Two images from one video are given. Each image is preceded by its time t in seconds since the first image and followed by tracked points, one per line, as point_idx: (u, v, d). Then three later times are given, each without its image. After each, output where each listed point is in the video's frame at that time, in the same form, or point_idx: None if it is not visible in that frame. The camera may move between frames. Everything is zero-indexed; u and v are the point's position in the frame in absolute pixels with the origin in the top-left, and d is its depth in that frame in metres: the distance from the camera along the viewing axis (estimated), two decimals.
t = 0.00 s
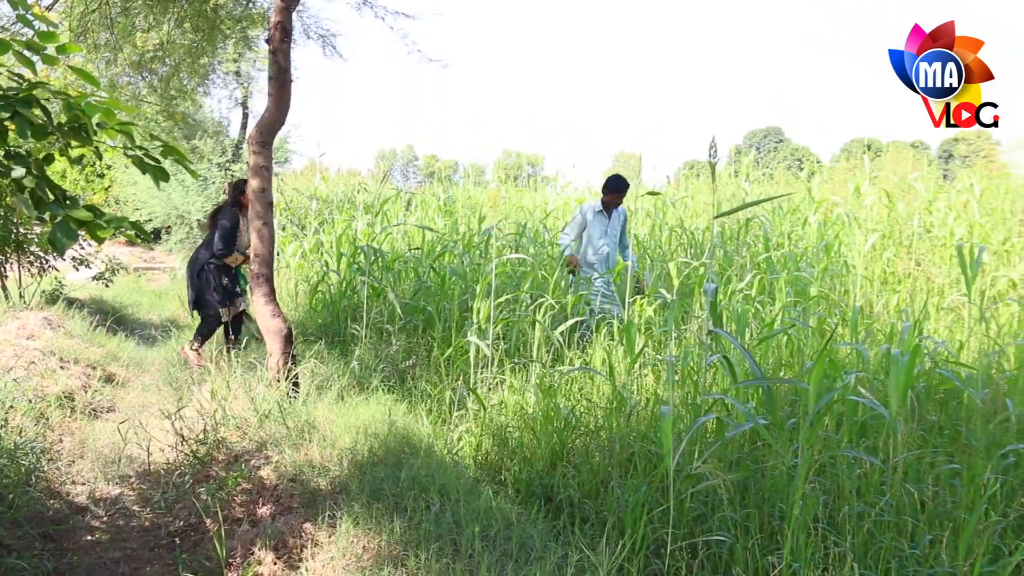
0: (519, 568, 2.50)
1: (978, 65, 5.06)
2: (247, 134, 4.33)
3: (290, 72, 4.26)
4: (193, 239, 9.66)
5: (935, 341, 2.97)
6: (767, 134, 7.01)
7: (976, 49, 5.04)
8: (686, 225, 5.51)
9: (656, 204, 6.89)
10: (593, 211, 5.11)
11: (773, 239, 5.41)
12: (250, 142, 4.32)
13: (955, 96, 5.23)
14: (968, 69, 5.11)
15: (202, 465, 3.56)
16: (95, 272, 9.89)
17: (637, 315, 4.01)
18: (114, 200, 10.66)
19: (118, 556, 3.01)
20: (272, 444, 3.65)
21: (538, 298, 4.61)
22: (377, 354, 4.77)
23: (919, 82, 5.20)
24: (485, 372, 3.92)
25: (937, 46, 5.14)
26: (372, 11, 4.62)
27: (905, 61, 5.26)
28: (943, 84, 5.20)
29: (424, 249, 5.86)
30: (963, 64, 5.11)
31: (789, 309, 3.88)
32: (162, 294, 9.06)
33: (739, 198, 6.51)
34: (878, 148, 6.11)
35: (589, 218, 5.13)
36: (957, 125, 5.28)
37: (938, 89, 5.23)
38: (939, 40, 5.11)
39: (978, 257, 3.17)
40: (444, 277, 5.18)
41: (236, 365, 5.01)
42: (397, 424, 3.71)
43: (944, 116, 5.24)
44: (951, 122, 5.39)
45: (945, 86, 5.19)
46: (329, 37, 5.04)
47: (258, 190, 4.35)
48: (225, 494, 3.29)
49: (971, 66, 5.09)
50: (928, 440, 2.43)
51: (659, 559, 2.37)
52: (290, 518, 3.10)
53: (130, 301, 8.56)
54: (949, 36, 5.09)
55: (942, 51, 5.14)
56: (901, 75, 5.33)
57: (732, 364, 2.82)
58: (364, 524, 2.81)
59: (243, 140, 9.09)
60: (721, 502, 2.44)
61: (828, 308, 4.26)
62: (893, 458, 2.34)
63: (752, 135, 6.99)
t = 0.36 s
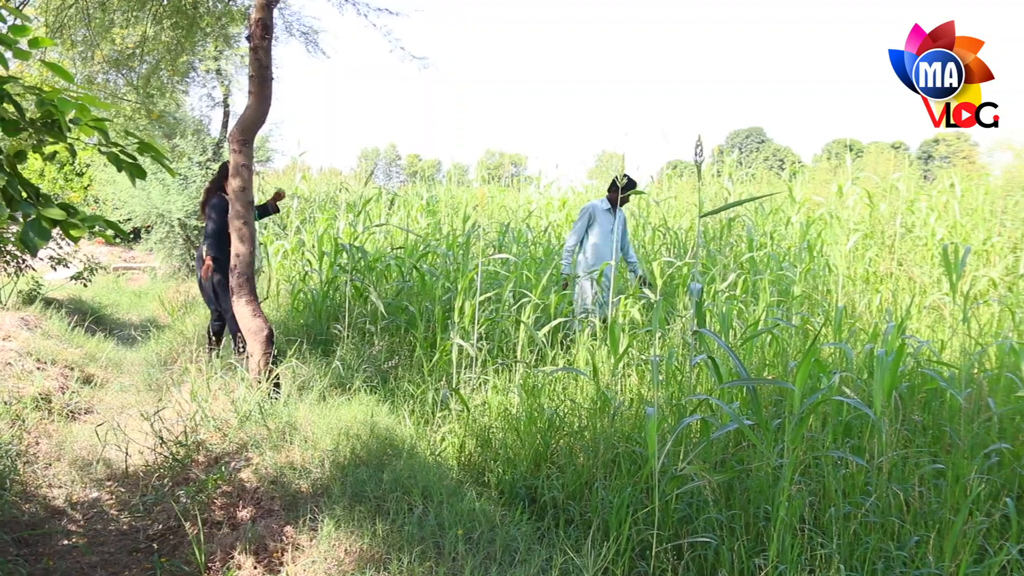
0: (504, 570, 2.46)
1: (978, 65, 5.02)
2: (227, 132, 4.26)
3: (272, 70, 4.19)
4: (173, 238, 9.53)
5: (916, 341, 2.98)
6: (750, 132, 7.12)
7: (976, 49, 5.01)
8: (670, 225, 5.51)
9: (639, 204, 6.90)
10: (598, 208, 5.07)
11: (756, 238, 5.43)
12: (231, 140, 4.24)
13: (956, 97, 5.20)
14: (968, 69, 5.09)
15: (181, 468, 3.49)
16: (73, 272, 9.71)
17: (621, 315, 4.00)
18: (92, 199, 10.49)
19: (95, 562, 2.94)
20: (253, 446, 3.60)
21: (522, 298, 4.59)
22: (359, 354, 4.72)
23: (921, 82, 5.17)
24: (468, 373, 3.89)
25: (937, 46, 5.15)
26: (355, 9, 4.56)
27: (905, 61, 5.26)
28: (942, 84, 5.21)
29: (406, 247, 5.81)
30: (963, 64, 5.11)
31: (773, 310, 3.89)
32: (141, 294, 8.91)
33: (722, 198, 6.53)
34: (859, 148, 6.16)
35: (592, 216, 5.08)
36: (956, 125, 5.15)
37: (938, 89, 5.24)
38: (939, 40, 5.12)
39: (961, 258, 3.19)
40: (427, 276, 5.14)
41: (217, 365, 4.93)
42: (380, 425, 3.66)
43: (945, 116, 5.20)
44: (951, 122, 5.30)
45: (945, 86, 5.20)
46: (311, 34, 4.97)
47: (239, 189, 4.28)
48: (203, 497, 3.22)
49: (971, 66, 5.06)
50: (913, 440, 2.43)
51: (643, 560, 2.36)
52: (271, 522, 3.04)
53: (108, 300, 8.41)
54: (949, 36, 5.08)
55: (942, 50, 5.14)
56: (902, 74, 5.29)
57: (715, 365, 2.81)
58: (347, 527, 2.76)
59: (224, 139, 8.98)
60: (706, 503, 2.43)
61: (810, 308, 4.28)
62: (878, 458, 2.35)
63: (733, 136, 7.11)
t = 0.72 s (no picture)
0: None
1: (978, 65, 4.72)
2: (209, 137, 4.20)
3: (255, 74, 4.14)
4: (155, 244, 9.41)
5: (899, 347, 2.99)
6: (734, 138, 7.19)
7: (976, 48, 4.74)
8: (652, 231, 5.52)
9: (624, 211, 6.91)
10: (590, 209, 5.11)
11: (741, 245, 5.45)
12: (213, 144, 4.18)
13: (957, 97, 4.95)
14: (968, 69, 4.81)
15: (160, 477, 3.43)
16: (53, 278, 9.56)
17: (606, 322, 3.99)
18: (73, 203, 10.34)
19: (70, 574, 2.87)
20: (234, 454, 3.54)
21: (506, 304, 4.56)
22: (342, 361, 4.66)
23: (920, 83, 4.96)
24: (452, 380, 3.85)
25: (936, 46, 5.03)
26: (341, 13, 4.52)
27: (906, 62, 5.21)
28: (943, 84, 5.00)
29: (390, 253, 5.77)
30: (963, 64, 4.86)
31: (757, 317, 3.89)
32: (122, 300, 8.78)
33: (706, 204, 6.55)
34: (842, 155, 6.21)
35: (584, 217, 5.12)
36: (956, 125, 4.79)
37: (938, 89, 5.03)
38: (939, 40, 5.06)
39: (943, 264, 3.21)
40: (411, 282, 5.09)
41: (198, 372, 4.86)
42: (362, 432, 3.61)
43: (945, 116, 4.92)
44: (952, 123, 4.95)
45: (946, 86, 4.99)
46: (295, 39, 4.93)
47: (221, 194, 4.22)
48: (183, 506, 3.15)
49: (971, 66, 4.78)
50: (898, 447, 2.43)
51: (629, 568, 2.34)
52: (252, 531, 2.99)
53: (89, 306, 8.28)
54: (948, 36, 4.95)
55: (942, 51, 4.99)
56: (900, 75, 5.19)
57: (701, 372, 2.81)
58: (329, 536, 2.72)
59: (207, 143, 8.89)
60: (693, 511, 2.41)
61: (795, 314, 4.29)
62: (864, 464, 2.35)
63: (716, 146, 7.17)
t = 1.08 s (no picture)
0: None
1: (978, 65, 4.62)
2: (198, 134, 4.16)
3: (245, 71, 4.10)
4: (143, 242, 9.31)
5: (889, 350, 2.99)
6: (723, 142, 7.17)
7: (975, 48, 4.63)
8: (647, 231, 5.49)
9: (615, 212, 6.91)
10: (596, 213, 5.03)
11: (731, 247, 5.46)
12: (201, 141, 4.14)
13: (957, 97, 4.82)
14: (968, 69, 4.71)
15: (146, 476, 3.38)
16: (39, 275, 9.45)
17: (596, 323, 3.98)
18: (60, 200, 10.24)
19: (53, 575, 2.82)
20: (221, 453, 3.50)
21: (496, 305, 4.54)
22: (331, 361, 4.63)
23: (918, 83, 4.87)
24: (441, 381, 3.83)
25: (936, 46, 4.92)
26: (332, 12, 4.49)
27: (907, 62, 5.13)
28: (942, 84, 4.90)
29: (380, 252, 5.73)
30: (963, 63, 4.76)
31: (748, 320, 3.90)
32: (110, 298, 8.69)
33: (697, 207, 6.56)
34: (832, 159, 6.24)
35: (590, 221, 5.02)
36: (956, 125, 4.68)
37: (938, 89, 4.95)
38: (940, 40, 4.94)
39: (933, 269, 3.22)
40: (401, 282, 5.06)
41: (185, 371, 4.81)
42: (351, 432, 3.58)
43: (944, 116, 4.80)
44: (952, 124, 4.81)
45: (946, 86, 4.89)
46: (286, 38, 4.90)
47: (210, 191, 4.18)
48: (169, 506, 3.11)
49: (971, 65, 4.68)
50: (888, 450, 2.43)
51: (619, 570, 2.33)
52: (239, 532, 2.95)
53: (75, 303, 8.18)
54: (948, 36, 4.85)
55: (942, 51, 4.89)
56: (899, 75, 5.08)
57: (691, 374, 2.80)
58: (316, 537, 2.69)
59: (197, 141, 8.82)
60: (682, 514, 2.40)
61: (785, 317, 4.30)
62: (854, 468, 2.35)
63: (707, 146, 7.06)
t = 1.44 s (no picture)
0: None
1: (978, 65, 4.66)
2: (183, 132, 4.09)
3: (231, 69, 4.04)
4: (129, 241, 9.20)
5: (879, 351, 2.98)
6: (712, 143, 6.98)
7: (976, 48, 4.66)
8: (643, 230, 5.38)
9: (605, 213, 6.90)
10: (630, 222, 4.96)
11: (720, 248, 5.47)
12: (186, 140, 4.07)
13: (956, 96, 4.77)
14: (968, 69, 4.73)
15: (129, 479, 3.33)
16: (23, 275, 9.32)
17: (586, 324, 3.96)
18: (45, 200, 10.11)
19: None
20: (206, 455, 3.45)
21: (485, 305, 4.50)
22: (319, 362, 4.58)
23: (917, 83, 4.89)
24: (429, 382, 3.79)
25: (936, 46, 4.87)
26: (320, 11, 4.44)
27: (905, 62, 5.01)
28: (942, 84, 4.82)
29: (368, 252, 5.68)
30: (962, 64, 4.76)
31: (738, 320, 3.89)
32: (95, 298, 8.57)
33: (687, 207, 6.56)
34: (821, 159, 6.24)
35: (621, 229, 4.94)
36: (956, 125, 4.68)
37: (937, 89, 4.85)
38: (938, 40, 4.85)
39: (923, 269, 3.22)
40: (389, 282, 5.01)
41: (170, 373, 4.74)
42: (338, 434, 3.54)
43: (944, 116, 4.77)
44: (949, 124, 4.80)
45: (945, 86, 4.81)
46: (273, 37, 4.84)
47: (195, 190, 4.12)
48: (152, 510, 3.05)
49: (971, 66, 4.70)
50: (879, 451, 2.42)
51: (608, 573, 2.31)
52: (223, 535, 2.90)
53: (59, 303, 8.07)
54: (949, 36, 4.81)
55: (941, 51, 4.85)
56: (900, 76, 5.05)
57: (682, 376, 2.78)
58: (302, 541, 2.66)
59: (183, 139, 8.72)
60: (674, 517, 2.38)
61: (774, 318, 4.30)
62: (845, 470, 2.33)
63: (698, 149, 6.93)
